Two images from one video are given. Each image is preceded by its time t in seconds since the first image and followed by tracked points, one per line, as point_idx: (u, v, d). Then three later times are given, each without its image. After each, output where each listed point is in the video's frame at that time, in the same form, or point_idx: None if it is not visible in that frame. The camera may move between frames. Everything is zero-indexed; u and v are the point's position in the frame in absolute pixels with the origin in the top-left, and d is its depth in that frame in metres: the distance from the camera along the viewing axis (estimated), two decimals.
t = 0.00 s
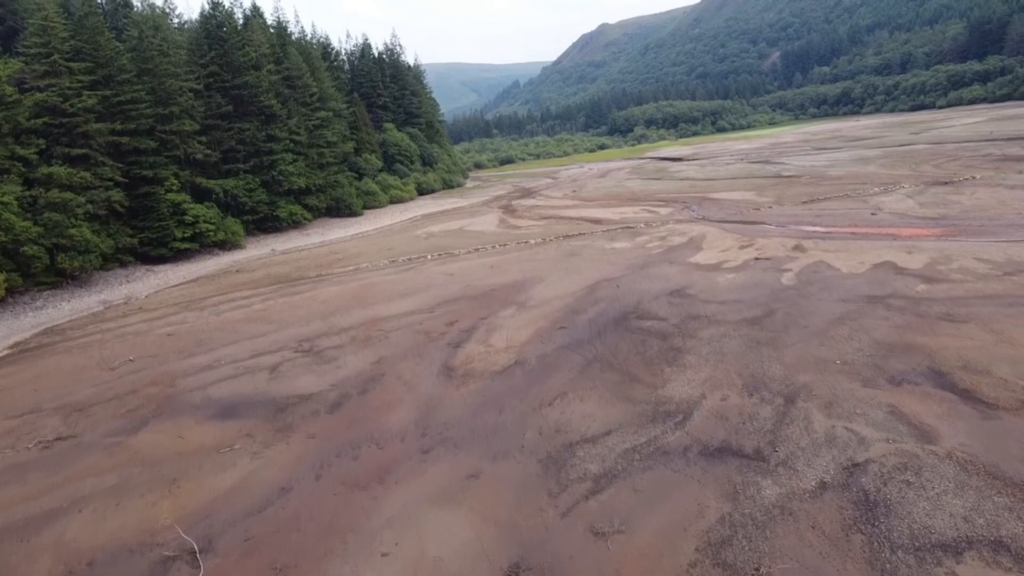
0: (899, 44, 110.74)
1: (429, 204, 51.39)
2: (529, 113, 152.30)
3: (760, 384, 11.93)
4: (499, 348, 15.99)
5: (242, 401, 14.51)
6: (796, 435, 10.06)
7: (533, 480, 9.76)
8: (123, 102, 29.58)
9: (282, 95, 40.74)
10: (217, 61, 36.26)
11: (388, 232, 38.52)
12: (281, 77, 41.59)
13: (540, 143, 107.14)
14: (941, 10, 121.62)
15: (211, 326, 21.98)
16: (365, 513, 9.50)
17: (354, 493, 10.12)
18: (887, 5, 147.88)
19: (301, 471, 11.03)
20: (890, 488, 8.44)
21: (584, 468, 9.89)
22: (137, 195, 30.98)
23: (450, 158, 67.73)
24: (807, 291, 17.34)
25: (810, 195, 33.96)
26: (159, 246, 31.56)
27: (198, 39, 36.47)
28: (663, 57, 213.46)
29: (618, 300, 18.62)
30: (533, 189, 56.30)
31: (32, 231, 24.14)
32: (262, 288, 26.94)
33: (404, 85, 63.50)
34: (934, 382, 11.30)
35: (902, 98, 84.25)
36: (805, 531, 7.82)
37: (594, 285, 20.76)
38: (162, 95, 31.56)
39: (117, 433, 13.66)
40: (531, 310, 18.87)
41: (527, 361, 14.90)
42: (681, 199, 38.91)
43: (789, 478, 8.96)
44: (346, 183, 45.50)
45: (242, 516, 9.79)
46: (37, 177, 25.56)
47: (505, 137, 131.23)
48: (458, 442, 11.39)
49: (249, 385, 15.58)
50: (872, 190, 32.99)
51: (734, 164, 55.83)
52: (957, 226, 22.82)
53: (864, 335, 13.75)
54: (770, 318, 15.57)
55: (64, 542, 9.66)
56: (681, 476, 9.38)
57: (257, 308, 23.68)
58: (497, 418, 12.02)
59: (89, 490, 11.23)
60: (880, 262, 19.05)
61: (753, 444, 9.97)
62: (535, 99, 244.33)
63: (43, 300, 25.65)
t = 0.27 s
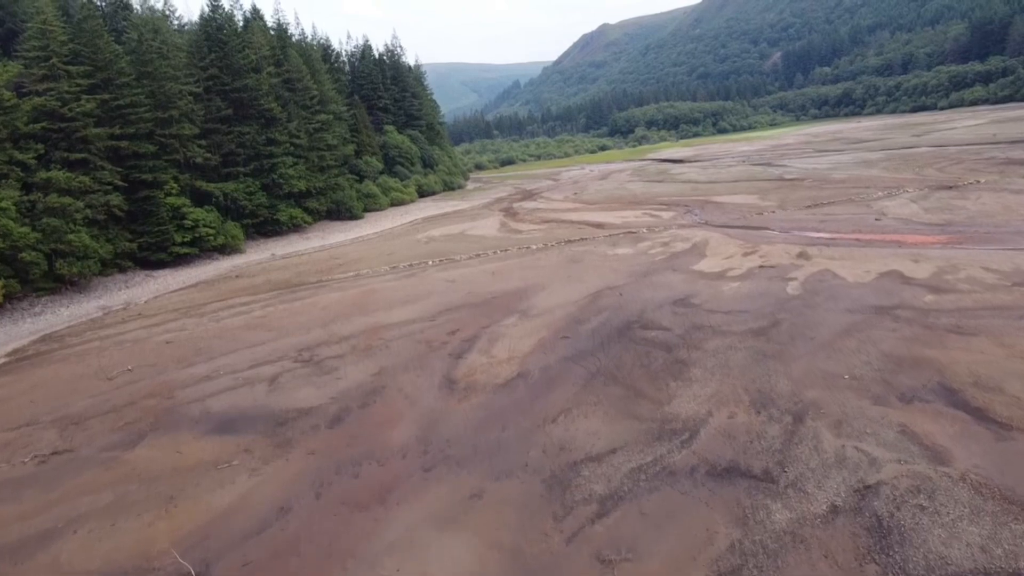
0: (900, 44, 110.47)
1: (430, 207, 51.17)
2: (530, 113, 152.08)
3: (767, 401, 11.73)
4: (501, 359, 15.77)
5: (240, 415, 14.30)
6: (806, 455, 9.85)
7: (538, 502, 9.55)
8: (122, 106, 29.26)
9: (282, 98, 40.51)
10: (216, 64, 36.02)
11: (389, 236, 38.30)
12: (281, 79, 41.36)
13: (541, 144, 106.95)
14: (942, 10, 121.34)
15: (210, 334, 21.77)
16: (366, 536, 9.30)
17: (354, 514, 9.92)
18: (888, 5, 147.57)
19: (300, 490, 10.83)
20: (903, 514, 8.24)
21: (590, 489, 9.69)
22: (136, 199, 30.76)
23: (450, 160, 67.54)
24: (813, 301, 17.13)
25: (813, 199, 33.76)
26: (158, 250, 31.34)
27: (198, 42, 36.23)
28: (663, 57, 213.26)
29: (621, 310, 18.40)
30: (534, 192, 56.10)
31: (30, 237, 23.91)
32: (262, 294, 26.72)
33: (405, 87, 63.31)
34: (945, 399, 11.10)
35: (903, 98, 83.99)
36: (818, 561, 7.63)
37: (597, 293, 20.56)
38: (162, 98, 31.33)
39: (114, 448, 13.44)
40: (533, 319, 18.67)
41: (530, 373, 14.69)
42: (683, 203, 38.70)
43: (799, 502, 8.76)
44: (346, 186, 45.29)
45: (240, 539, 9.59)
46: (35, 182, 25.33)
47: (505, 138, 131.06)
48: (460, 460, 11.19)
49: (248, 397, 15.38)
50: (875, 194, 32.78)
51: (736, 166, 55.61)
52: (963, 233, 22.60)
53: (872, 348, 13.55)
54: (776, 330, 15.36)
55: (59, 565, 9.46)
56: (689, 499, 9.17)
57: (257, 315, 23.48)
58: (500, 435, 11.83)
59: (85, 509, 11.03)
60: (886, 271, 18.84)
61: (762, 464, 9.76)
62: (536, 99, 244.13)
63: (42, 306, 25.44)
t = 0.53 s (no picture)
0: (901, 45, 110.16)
1: (430, 209, 50.97)
2: (530, 114, 151.87)
3: (774, 417, 11.54)
4: (503, 371, 15.57)
5: (239, 428, 14.11)
6: (815, 476, 9.67)
7: (542, 524, 9.37)
8: (121, 110, 29.17)
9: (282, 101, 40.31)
10: (216, 66, 35.82)
11: (389, 239, 38.12)
12: (281, 82, 41.15)
13: (542, 145, 106.74)
14: (944, 11, 121.03)
15: (209, 341, 21.57)
16: (367, 560, 9.12)
17: (354, 536, 9.73)
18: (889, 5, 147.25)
19: (300, 509, 10.65)
20: (917, 541, 8.05)
21: (595, 511, 9.50)
22: (135, 203, 30.56)
23: (451, 162, 67.30)
24: (818, 311, 16.94)
25: (816, 203, 33.56)
26: (158, 255, 31.16)
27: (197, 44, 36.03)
28: (664, 57, 213.02)
29: (624, 319, 18.21)
30: (535, 194, 55.94)
31: (29, 243, 23.71)
32: (262, 300, 26.53)
33: (405, 89, 63.09)
34: (956, 417, 10.91)
35: (905, 99, 83.73)
36: None
37: (599, 301, 20.37)
38: (161, 101, 31.14)
39: (111, 463, 13.25)
40: (536, 328, 18.48)
41: (532, 386, 14.50)
42: (685, 206, 38.48)
43: (810, 526, 8.57)
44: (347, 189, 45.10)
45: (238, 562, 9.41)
46: (33, 187, 25.11)
47: (506, 138, 130.85)
48: (462, 478, 11.00)
49: (247, 409, 15.19)
50: (879, 199, 32.57)
51: (738, 168, 55.41)
52: (969, 240, 22.40)
53: (880, 361, 13.36)
54: (782, 341, 15.17)
55: None
56: (697, 522, 8.98)
57: (257, 322, 23.29)
58: (502, 452, 11.63)
59: (81, 528, 10.85)
60: (892, 279, 18.64)
61: (771, 485, 9.57)
62: (536, 99, 243.90)
63: (40, 312, 25.25)
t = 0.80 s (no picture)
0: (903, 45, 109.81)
1: (430, 212, 50.76)
2: (531, 115, 151.58)
3: (782, 435, 11.34)
4: (506, 383, 15.37)
5: (237, 443, 13.90)
6: (825, 498, 9.46)
7: (546, 548, 9.16)
8: (120, 114, 28.98)
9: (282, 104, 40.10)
10: (216, 70, 35.60)
11: (390, 243, 37.92)
12: (281, 85, 40.94)
13: (542, 146, 106.49)
14: (945, 11, 120.69)
15: (208, 350, 21.35)
16: None
17: (355, 559, 9.54)
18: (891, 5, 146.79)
19: (299, 529, 10.45)
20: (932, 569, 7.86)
21: (600, 533, 9.31)
22: (134, 208, 30.35)
23: (451, 164, 67.08)
24: (824, 322, 16.73)
25: (819, 208, 33.32)
26: (157, 259, 30.95)
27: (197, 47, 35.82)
28: (664, 57, 212.75)
29: (628, 329, 18.00)
30: (536, 197, 55.72)
31: (27, 248, 23.48)
32: (261, 306, 26.32)
33: (405, 91, 62.84)
34: (968, 435, 10.71)
35: (907, 100, 83.40)
36: None
37: (602, 309, 20.17)
38: (160, 105, 30.94)
39: (107, 478, 13.05)
40: (538, 338, 18.27)
41: (535, 399, 14.30)
42: (687, 211, 38.26)
43: (821, 553, 8.37)
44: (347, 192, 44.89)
45: None
46: (31, 193, 24.89)
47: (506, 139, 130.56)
48: (464, 497, 10.80)
49: (246, 422, 14.99)
50: (883, 204, 32.35)
51: (739, 171, 55.18)
52: (975, 247, 22.17)
53: (888, 375, 13.15)
54: (788, 353, 14.96)
55: None
56: (705, 547, 8.79)
57: (257, 330, 23.07)
58: (505, 470, 11.44)
59: (77, 548, 10.65)
60: (899, 289, 18.42)
61: (781, 507, 9.37)
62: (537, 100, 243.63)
63: (38, 319, 25.02)
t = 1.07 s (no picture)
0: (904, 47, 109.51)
1: (431, 215, 50.56)
2: (531, 116, 151.37)
3: (789, 453, 11.15)
4: (508, 396, 15.17)
5: (236, 457, 13.70)
6: (835, 521, 9.26)
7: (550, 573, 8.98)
8: (120, 118, 28.77)
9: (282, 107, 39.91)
10: (215, 73, 35.40)
11: (390, 247, 37.73)
12: (281, 88, 40.75)
13: (543, 147, 106.23)
14: (946, 12, 120.39)
15: (207, 358, 21.14)
16: None
17: None
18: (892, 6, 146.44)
19: (298, 550, 10.26)
20: None
21: (605, 558, 9.12)
22: (133, 212, 30.15)
23: (451, 166, 66.85)
24: (830, 333, 16.52)
25: (822, 213, 33.10)
26: (156, 265, 30.75)
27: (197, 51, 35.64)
28: (665, 58, 212.57)
29: (631, 339, 17.80)
30: (537, 199, 55.51)
31: (25, 255, 23.27)
32: (261, 313, 26.10)
33: (406, 93, 62.60)
34: (980, 455, 10.51)
35: (908, 102, 83.12)
36: None
37: (605, 318, 19.97)
38: (160, 109, 30.74)
39: (104, 494, 12.85)
40: (540, 348, 18.06)
41: (538, 412, 14.12)
42: (689, 215, 38.05)
43: None
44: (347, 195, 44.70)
45: None
46: (30, 198, 24.67)
47: (506, 140, 130.27)
48: (466, 517, 10.61)
49: (245, 435, 14.80)
50: (886, 209, 32.12)
51: (741, 174, 54.95)
52: (981, 255, 21.94)
53: (896, 390, 12.96)
54: (794, 366, 14.75)
55: None
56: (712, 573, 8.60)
57: (256, 338, 22.85)
58: (508, 489, 11.24)
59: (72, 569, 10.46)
60: (905, 298, 18.20)
61: (790, 531, 9.18)
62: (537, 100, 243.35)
63: (35, 326, 24.80)
